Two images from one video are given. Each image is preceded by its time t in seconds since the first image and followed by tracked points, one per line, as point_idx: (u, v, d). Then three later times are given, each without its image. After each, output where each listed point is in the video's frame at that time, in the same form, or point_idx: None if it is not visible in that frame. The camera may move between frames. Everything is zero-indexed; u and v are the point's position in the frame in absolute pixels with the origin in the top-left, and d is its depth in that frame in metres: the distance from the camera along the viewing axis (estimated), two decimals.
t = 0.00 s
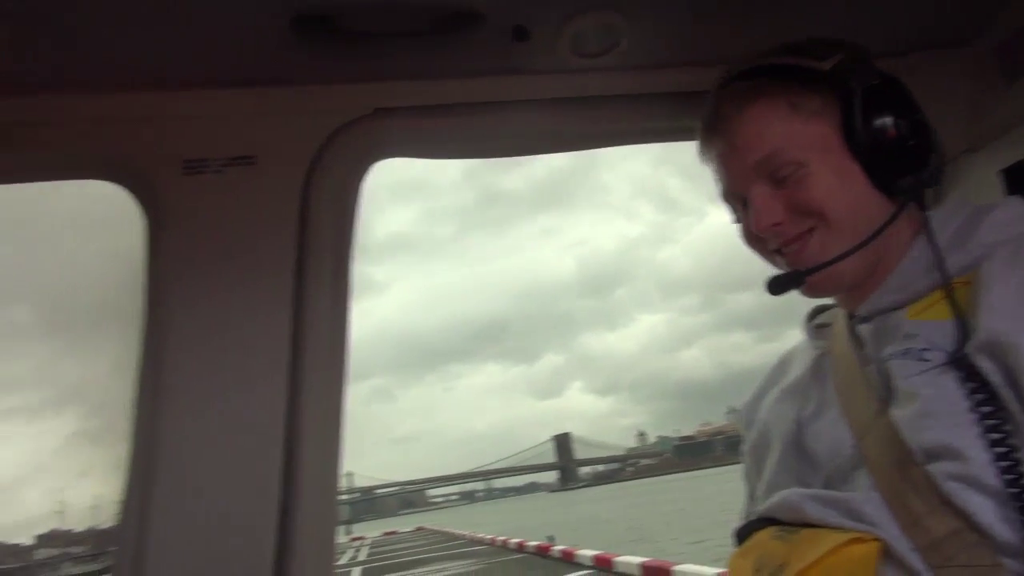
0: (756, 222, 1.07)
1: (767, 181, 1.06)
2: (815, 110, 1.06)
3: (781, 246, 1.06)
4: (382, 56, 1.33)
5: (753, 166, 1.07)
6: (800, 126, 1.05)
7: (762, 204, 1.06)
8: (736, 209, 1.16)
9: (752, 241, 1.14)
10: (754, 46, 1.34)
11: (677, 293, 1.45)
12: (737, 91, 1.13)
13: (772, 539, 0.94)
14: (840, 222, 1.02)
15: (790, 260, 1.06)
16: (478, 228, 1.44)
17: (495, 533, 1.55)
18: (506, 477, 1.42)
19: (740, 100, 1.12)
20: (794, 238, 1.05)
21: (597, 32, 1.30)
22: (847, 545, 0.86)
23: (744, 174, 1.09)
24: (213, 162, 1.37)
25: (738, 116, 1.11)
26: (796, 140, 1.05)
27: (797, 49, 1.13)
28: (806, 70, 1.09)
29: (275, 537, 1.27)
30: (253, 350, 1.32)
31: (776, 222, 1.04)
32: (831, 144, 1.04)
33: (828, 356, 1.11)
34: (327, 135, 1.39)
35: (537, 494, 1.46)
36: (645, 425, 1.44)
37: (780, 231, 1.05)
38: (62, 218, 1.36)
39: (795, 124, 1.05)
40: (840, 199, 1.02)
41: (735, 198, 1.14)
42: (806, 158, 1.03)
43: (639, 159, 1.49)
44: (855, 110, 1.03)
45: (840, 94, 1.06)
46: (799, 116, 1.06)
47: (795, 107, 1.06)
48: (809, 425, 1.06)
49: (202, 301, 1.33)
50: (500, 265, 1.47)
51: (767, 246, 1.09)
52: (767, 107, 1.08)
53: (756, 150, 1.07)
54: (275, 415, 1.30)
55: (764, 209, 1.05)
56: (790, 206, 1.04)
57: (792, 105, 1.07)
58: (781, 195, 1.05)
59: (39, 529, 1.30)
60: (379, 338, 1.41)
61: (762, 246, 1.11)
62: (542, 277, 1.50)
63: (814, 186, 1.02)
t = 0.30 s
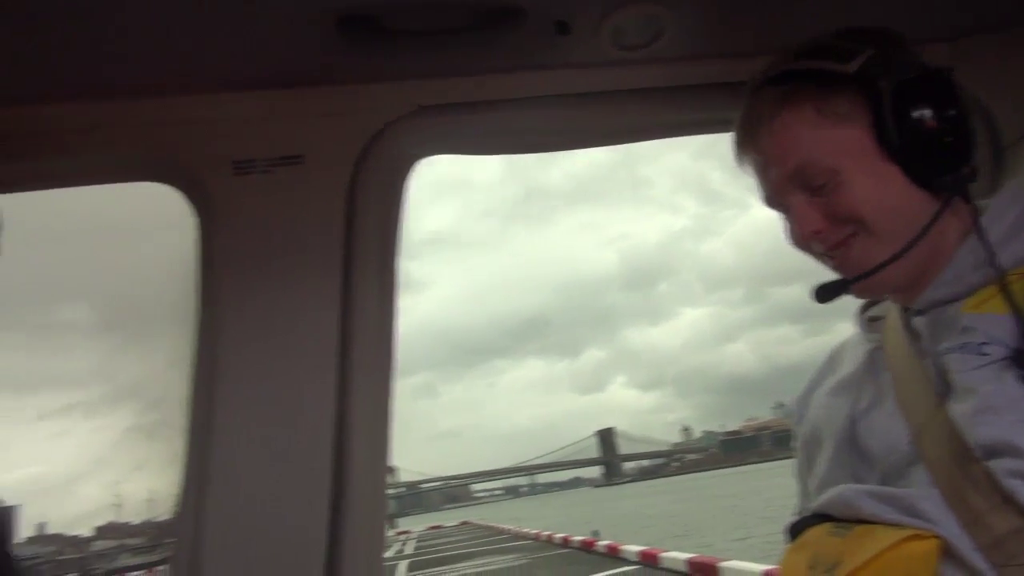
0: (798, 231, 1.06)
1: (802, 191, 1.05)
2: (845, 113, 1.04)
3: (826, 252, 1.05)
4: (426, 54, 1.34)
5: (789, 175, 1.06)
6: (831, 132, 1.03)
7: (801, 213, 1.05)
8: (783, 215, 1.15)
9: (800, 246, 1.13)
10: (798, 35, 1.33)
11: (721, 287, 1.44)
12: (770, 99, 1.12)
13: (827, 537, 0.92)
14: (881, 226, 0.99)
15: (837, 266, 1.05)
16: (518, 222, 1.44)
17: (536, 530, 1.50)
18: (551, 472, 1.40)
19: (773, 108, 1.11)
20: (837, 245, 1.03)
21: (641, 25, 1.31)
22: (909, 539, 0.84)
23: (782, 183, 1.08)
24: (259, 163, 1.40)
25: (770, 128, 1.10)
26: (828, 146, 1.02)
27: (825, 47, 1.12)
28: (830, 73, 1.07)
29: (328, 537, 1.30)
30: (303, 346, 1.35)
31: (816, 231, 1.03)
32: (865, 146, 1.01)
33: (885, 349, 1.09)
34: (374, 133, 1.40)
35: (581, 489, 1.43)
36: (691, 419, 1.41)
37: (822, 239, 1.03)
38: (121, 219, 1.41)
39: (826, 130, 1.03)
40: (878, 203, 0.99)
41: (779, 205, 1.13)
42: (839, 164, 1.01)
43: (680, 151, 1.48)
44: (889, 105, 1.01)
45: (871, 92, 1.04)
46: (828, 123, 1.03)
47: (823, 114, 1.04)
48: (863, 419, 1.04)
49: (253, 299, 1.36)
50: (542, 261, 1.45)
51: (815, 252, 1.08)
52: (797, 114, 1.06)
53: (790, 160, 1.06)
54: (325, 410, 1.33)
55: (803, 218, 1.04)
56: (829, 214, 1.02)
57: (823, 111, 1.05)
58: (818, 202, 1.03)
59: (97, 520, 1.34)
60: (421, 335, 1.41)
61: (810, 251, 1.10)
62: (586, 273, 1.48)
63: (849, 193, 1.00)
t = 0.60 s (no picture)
0: (889, 226, 1.04)
1: (890, 187, 1.02)
2: (929, 103, 1.01)
3: (920, 245, 1.03)
4: (501, 48, 1.36)
5: (874, 170, 1.04)
6: (916, 123, 1.00)
7: (891, 208, 1.03)
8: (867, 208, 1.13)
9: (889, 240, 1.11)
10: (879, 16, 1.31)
11: (799, 277, 1.38)
12: (849, 92, 1.10)
13: (923, 534, 0.89)
14: (978, 218, 0.97)
15: (935, 259, 1.03)
16: (587, 214, 1.43)
17: (613, 523, 1.40)
18: (627, 465, 1.37)
19: (852, 101, 1.09)
20: (932, 237, 1.01)
21: (716, 13, 1.34)
22: (1014, 539, 0.81)
23: (866, 178, 1.06)
24: (336, 163, 1.45)
25: (850, 124, 1.08)
26: (915, 138, 1.00)
27: (904, 33, 1.10)
28: (911, 61, 1.04)
29: (411, 519, 1.34)
30: (385, 338, 1.39)
31: (910, 226, 1.01)
32: (954, 135, 0.99)
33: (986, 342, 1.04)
34: (445, 135, 1.44)
35: (657, 484, 1.39)
36: (771, 413, 1.38)
37: (915, 233, 1.01)
38: (209, 221, 1.47)
39: (910, 121, 1.01)
40: (973, 193, 0.97)
41: (863, 199, 1.11)
42: (928, 156, 0.99)
43: (756, 138, 1.43)
44: (977, 88, 0.98)
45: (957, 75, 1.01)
46: (912, 114, 1.01)
47: (906, 106, 1.02)
48: (964, 412, 1.00)
49: (336, 293, 1.41)
50: (611, 253, 1.42)
51: (906, 246, 1.06)
52: (877, 105, 1.04)
53: (875, 155, 1.04)
54: (407, 400, 1.37)
55: (894, 213, 1.02)
56: (922, 208, 1.00)
57: (904, 101, 1.02)
58: (909, 196, 1.01)
59: (187, 511, 1.40)
60: (495, 331, 1.42)
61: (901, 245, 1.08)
62: (658, 265, 1.42)
63: (942, 185, 0.98)
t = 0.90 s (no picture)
0: (956, 219, 1.03)
1: (959, 178, 1.02)
2: (999, 90, 1.01)
3: (988, 236, 1.03)
4: (555, 45, 1.36)
5: (942, 161, 1.03)
6: (986, 113, 1.00)
7: (959, 200, 1.02)
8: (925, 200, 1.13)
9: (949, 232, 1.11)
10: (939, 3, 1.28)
11: (855, 270, 1.35)
12: (915, 81, 1.09)
13: (989, 534, 0.87)
14: None
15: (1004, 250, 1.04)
16: (636, 209, 1.41)
17: (662, 519, 1.38)
18: (675, 461, 1.35)
19: (919, 90, 1.08)
20: (1002, 229, 1.01)
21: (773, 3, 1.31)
22: None
23: (931, 170, 1.05)
24: (391, 162, 1.47)
25: (916, 114, 1.07)
26: (985, 128, 1.00)
27: (966, 14, 1.09)
28: (977, 48, 1.04)
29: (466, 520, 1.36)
30: (439, 334, 1.41)
31: (980, 218, 1.01)
32: None
33: None
34: (496, 134, 1.45)
35: (708, 481, 1.37)
36: (824, 409, 1.34)
37: (985, 225, 1.01)
38: (268, 222, 1.51)
39: (980, 110, 1.01)
40: None
41: (923, 191, 1.10)
42: (999, 146, 0.99)
43: (808, 130, 1.42)
44: None
45: None
46: (981, 104, 1.01)
47: (976, 94, 1.02)
48: None
49: (390, 292, 1.43)
50: (660, 248, 1.40)
51: (970, 238, 1.06)
52: (946, 94, 1.04)
53: (943, 145, 1.03)
54: (461, 396, 1.38)
55: (963, 205, 1.02)
56: (992, 199, 1.00)
57: (974, 90, 1.02)
58: (978, 187, 1.00)
59: (243, 503, 1.44)
60: (547, 328, 1.43)
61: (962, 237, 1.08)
62: (707, 259, 1.39)
63: (1015, 175, 0.98)
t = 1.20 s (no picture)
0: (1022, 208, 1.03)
1: None
2: None
3: None
4: (601, 40, 1.36)
5: (1007, 150, 1.02)
6: None
7: None
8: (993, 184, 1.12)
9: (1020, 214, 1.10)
10: None
11: (911, 259, 1.32)
12: (981, 66, 1.07)
13: None
14: None
15: None
16: (684, 201, 1.40)
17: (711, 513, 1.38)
18: (724, 456, 1.35)
19: (985, 75, 1.06)
20: None
21: None
22: None
23: (996, 159, 1.04)
24: (442, 159, 1.49)
25: (981, 99, 1.06)
26: None
27: None
28: None
29: (519, 514, 1.36)
30: (490, 327, 1.42)
31: None
32: None
33: None
34: (550, 126, 1.45)
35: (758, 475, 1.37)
36: (879, 402, 1.31)
37: None
38: (320, 220, 1.55)
39: None
40: None
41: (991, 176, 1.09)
42: None
43: (860, 118, 1.39)
44: None
45: None
46: None
47: None
48: None
49: (440, 289, 1.45)
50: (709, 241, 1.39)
51: None
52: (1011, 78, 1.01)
53: (1009, 132, 1.01)
54: (512, 388, 1.39)
55: None
56: None
57: None
58: None
59: (296, 496, 1.48)
60: (597, 323, 1.42)
61: None
62: (756, 250, 1.38)
63: None
